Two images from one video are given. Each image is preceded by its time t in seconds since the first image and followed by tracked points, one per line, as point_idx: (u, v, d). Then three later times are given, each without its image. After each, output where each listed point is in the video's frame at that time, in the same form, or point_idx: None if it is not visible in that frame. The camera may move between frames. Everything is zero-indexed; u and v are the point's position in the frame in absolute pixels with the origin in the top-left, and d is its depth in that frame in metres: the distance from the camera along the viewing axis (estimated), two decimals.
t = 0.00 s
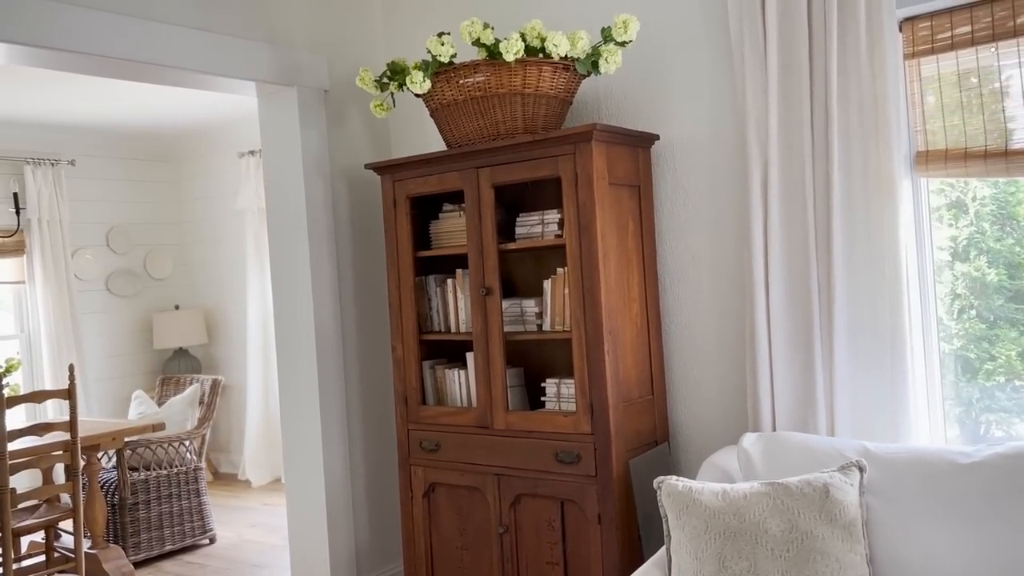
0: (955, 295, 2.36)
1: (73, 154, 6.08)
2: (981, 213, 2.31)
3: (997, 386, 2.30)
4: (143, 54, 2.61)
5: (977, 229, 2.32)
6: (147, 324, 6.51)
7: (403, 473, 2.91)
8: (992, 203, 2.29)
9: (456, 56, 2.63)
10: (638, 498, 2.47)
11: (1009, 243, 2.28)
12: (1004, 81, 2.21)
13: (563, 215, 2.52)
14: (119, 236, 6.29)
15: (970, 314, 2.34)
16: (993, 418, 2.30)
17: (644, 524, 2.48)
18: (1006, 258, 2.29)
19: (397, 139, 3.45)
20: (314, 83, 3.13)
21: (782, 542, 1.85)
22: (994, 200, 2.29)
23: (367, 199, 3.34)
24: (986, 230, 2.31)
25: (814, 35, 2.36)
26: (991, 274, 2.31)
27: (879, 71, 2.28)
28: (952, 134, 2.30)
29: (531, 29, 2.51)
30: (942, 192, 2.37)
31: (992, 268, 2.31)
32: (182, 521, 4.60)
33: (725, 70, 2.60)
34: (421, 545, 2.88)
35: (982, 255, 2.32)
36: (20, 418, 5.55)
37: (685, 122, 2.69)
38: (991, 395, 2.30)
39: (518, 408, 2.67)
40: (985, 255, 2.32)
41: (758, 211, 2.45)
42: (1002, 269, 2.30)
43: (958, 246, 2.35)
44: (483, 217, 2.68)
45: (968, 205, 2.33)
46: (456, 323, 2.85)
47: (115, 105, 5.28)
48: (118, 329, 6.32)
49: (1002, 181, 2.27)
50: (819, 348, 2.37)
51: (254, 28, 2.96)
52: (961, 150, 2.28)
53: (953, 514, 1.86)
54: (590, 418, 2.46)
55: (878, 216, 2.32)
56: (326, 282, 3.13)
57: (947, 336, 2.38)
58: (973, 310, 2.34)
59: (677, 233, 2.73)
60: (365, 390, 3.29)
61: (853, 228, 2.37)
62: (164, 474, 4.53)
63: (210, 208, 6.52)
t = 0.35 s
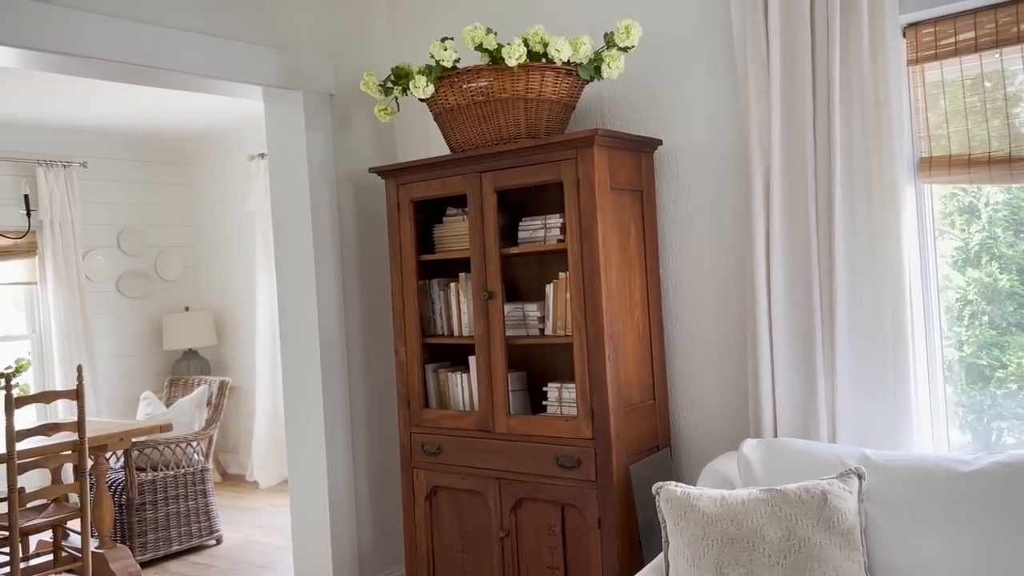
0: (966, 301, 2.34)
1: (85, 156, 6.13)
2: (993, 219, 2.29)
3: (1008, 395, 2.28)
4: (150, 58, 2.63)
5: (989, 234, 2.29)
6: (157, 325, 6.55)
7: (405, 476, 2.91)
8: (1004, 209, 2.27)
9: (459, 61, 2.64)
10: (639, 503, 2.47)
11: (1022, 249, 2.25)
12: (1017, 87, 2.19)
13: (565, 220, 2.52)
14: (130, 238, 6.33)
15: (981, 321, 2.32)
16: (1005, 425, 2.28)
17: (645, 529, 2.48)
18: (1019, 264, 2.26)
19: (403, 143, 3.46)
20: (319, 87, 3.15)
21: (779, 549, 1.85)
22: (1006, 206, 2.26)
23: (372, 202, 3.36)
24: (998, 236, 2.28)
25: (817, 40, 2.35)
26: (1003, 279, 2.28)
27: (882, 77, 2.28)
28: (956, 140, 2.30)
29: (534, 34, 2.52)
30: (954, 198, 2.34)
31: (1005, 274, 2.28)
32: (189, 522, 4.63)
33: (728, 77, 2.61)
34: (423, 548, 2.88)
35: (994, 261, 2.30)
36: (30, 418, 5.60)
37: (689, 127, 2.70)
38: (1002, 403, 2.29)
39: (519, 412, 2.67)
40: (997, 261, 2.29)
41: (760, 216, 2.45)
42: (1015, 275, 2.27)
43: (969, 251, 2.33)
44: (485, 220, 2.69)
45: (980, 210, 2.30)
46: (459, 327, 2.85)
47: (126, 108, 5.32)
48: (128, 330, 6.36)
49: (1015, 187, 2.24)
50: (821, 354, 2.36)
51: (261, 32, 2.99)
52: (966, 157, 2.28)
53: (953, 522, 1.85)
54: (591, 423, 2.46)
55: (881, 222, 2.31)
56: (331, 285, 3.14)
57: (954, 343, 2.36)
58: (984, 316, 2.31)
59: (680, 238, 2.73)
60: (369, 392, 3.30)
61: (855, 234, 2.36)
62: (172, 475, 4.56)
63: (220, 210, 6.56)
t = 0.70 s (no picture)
0: (982, 306, 2.31)
1: (101, 157, 6.17)
2: (1010, 223, 2.26)
3: None
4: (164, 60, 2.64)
5: (1006, 239, 2.27)
6: (171, 325, 6.59)
7: (414, 479, 2.91)
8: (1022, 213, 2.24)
9: (470, 64, 2.65)
10: (648, 508, 2.45)
11: None
12: None
13: (575, 223, 2.51)
14: (145, 239, 6.38)
15: (998, 326, 2.29)
16: (1021, 432, 2.25)
17: (654, 534, 2.47)
18: None
19: (414, 146, 3.47)
20: (332, 90, 3.16)
21: (788, 556, 1.83)
22: None
23: (383, 204, 3.36)
24: (1016, 240, 2.25)
25: (830, 44, 2.34)
26: (1020, 284, 2.26)
27: (895, 81, 2.26)
28: (970, 144, 2.27)
29: (545, 37, 2.52)
30: (971, 203, 2.31)
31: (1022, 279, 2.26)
32: (201, 522, 4.65)
33: (740, 80, 2.60)
34: (432, 551, 2.88)
35: (1012, 266, 2.27)
36: (45, 417, 5.64)
37: (700, 130, 2.69)
38: (1018, 410, 2.25)
39: (529, 415, 2.66)
40: (1014, 266, 2.26)
41: (771, 221, 2.43)
42: None
43: (986, 255, 2.30)
44: (496, 223, 2.69)
45: (997, 214, 2.28)
46: (469, 330, 2.85)
47: (142, 110, 5.36)
48: (142, 331, 6.40)
49: None
50: (832, 360, 2.35)
51: (273, 35, 3.00)
52: (980, 162, 2.25)
53: (965, 532, 1.83)
54: (600, 427, 2.45)
55: (893, 228, 2.29)
56: (341, 287, 3.15)
57: (969, 349, 2.34)
58: (1001, 322, 2.28)
59: (691, 242, 2.72)
60: (379, 394, 3.31)
61: (868, 239, 2.34)
62: (183, 475, 4.58)
63: (234, 211, 6.59)
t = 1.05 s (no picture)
0: (997, 309, 2.29)
1: (115, 157, 6.21)
2: None
3: None
4: (178, 62, 2.66)
5: (1021, 241, 2.25)
6: (183, 325, 6.62)
7: (424, 480, 2.92)
8: None
9: (481, 65, 2.65)
10: (657, 511, 2.45)
11: None
12: None
13: (585, 225, 2.51)
14: (158, 239, 6.42)
15: (1012, 329, 2.27)
16: None
17: (663, 537, 2.46)
18: None
19: (426, 147, 3.48)
20: (344, 91, 3.17)
21: (797, 560, 1.82)
22: None
23: (394, 205, 3.37)
24: None
25: (842, 46, 2.33)
26: None
27: (908, 83, 2.25)
28: (984, 146, 2.26)
29: (556, 38, 2.53)
30: (985, 205, 2.29)
31: None
32: (212, 521, 4.67)
33: (752, 82, 2.59)
34: (441, 552, 2.89)
35: None
36: (59, 415, 5.68)
37: (711, 132, 2.68)
38: None
39: (538, 417, 2.67)
40: None
41: (783, 224, 2.43)
42: None
43: (1000, 257, 2.28)
44: (506, 225, 2.69)
45: (1012, 216, 2.26)
46: (479, 331, 2.85)
47: (156, 111, 5.39)
48: (155, 330, 6.44)
49: None
50: (844, 364, 2.33)
51: (286, 37, 3.02)
52: (994, 164, 2.24)
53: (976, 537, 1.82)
54: (610, 430, 2.45)
55: (906, 230, 2.28)
56: (352, 288, 3.16)
57: (983, 353, 2.32)
58: (1016, 324, 2.26)
59: (702, 244, 2.72)
60: (389, 395, 3.31)
61: (880, 241, 2.33)
62: (195, 474, 4.61)
63: (247, 211, 6.62)
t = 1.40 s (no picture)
0: (1014, 310, 2.27)
1: (133, 156, 6.26)
2: None
3: None
4: (195, 61, 2.69)
5: None
6: (199, 322, 6.67)
7: (437, 478, 2.93)
8: None
9: (495, 65, 2.66)
10: (669, 510, 2.45)
11: None
12: None
13: (599, 224, 2.51)
14: (174, 237, 6.47)
15: None
16: None
17: (676, 537, 2.46)
18: None
19: (440, 146, 3.49)
20: (359, 90, 3.19)
21: (810, 561, 1.82)
22: None
23: (408, 204, 3.39)
24: None
25: (858, 45, 2.32)
26: None
27: (924, 83, 2.23)
28: (1001, 146, 2.24)
29: (570, 38, 2.53)
30: (1002, 205, 2.28)
31: None
32: (227, 517, 4.70)
33: (766, 81, 2.58)
34: (454, 549, 2.90)
35: None
36: (76, 411, 5.74)
37: (726, 131, 2.67)
38: None
39: (551, 416, 2.67)
40: None
41: (797, 224, 2.42)
42: None
43: (1018, 258, 2.26)
44: (519, 224, 2.69)
45: None
46: (492, 330, 2.86)
47: (173, 110, 5.44)
48: (171, 327, 6.49)
49: None
50: (858, 364, 2.33)
51: (302, 37, 3.04)
52: (1010, 164, 2.22)
53: (990, 539, 1.81)
54: (622, 429, 2.45)
55: (921, 230, 2.26)
56: (367, 286, 3.17)
57: (999, 354, 2.30)
58: None
59: (716, 243, 2.71)
60: (403, 393, 3.33)
61: (895, 241, 2.32)
62: (210, 470, 4.64)
63: (263, 210, 6.66)
